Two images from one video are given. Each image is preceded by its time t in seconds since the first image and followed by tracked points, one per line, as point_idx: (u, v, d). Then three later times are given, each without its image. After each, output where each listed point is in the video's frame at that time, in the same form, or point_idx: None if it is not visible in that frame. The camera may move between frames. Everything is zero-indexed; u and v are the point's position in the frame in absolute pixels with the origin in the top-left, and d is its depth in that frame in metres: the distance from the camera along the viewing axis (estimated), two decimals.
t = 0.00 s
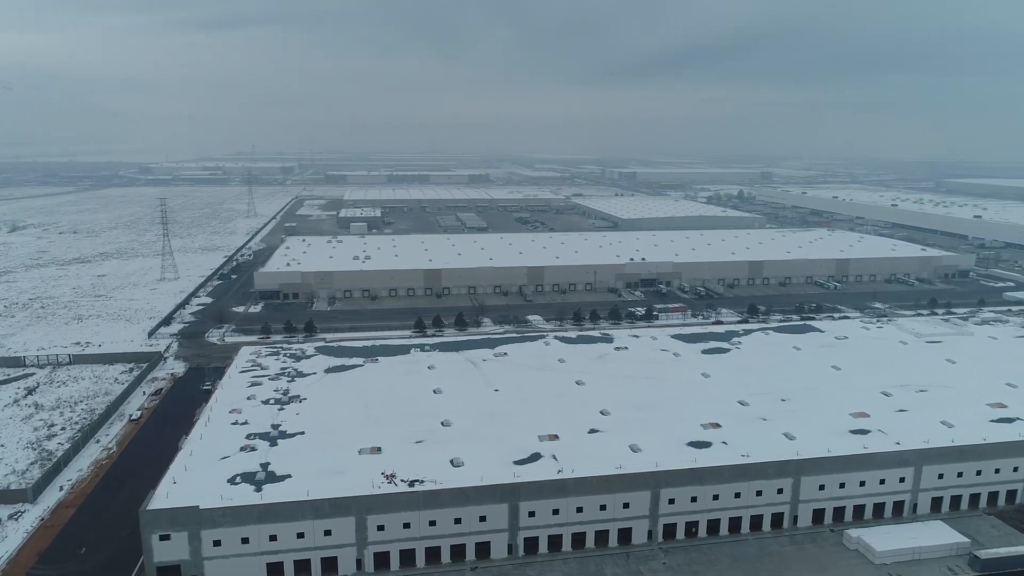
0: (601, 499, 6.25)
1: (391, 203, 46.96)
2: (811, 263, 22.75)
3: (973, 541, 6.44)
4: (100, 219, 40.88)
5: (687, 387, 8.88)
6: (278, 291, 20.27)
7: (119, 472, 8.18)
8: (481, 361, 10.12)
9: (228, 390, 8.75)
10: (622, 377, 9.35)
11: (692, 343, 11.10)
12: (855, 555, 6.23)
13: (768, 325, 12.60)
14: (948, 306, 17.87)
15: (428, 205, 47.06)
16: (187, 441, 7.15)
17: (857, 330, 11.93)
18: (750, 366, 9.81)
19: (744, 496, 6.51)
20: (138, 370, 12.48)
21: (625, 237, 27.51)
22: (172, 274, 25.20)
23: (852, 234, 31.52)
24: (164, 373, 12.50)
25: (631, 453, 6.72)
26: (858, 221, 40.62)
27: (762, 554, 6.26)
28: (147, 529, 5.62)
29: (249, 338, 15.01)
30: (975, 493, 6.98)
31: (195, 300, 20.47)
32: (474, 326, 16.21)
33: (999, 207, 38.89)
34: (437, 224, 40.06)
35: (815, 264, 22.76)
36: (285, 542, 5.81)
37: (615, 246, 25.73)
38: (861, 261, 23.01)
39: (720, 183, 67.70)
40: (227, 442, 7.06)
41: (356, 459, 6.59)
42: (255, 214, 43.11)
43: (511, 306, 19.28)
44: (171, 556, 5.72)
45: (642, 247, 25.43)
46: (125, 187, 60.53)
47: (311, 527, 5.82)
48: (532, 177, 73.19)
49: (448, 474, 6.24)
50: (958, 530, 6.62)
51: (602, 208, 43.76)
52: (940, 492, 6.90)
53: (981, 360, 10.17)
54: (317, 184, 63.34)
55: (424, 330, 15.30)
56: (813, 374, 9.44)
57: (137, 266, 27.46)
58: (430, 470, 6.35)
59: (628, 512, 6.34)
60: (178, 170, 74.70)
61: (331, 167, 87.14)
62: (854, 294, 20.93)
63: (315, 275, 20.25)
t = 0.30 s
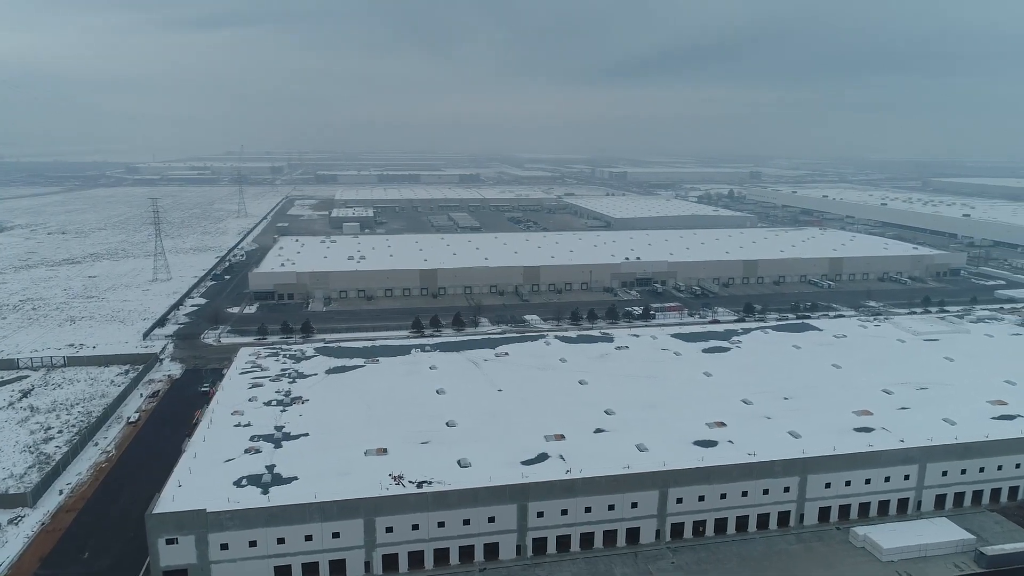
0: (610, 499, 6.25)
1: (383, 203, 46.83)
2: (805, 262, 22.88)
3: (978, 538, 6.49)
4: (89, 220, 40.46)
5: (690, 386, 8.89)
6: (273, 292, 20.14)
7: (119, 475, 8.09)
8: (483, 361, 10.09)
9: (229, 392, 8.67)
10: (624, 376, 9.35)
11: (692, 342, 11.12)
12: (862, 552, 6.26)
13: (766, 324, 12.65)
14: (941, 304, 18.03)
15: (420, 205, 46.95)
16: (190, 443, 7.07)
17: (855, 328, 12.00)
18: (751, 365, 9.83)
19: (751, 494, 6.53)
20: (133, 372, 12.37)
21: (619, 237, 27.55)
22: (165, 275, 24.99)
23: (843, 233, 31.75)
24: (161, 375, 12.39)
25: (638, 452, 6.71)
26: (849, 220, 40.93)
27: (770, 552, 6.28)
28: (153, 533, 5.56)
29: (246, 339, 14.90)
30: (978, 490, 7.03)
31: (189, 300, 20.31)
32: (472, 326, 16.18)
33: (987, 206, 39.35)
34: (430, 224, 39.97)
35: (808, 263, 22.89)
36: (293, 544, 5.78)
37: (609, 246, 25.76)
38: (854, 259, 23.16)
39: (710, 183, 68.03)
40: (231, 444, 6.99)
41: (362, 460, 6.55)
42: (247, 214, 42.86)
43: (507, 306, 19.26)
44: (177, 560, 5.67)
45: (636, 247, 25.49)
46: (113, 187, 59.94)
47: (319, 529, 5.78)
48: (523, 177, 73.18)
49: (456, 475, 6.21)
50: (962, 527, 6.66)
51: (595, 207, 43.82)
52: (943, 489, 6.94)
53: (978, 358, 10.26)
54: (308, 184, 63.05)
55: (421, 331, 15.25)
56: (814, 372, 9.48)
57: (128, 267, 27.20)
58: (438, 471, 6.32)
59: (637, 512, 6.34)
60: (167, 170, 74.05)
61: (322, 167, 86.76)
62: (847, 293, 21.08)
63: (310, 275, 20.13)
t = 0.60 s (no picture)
0: (618, 499, 6.25)
1: (375, 203, 46.65)
2: (798, 261, 23.01)
3: (982, 535, 6.54)
4: (77, 221, 40.02)
5: (693, 385, 8.91)
6: (267, 293, 20.00)
7: (120, 479, 8.01)
8: (484, 361, 10.07)
9: (230, 394, 8.59)
10: (627, 376, 9.36)
11: (693, 342, 11.15)
12: (868, 550, 6.29)
13: (764, 323, 12.70)
14: (934, 303, 18.17)
15: (412, 205, 46.83)
16: (193, 447, 7.00)
17: (852, 327, 12.07)
18: (753, 364, 9.87)
19: (758, 493, 6.54)
20: (130, 374, 12.24)
21: (612, 236, 27.58)
22: (157, 276, 24.76)
23: (835, 232, 31.96)
24: (158, 377, 12.28)
25: (645, 452, 6.71)
26: (839, 220, 41.20)
27: (777, 551, 6.31)
28: (160, 537, 5.50)
29: (242, 340, 14.79)
30: (980, 487, 7.09)
31: (182, 301, 20.14)
32: (469, 326, 16.16)
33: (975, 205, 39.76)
34: (422, 224, 39.86)
35: (802, 263, 23.02)
36: (301, 547, 5.74)
37: (603, 245, 25.79)
38: (847, 258, 23.29)
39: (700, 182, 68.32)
40: (235, 447, 6.93)
41: (368, 462, 6.51)
42: (237, 215, 42.57)
43: (504, 306, 19.24)
44: (184, 564, 5.62)
45: (631, 246, 25.53)
46: (100, 187, 59.35)
47: (328, 532, 5.74)
48: (514, 176, 73.19)
49: (464, 476, 6.18)
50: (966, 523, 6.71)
51: (587, 207, 43.85)
52: (946, 487, 6.99)
53: (976, 356, 10.35)
54: (299, 184, 62.74)
55: (419, 331, 15.20)
56: (814, 370, 9.53)
57: (119, 268, 26.92)
58: (445, 472, 6.29)
59: (645, 512, 6.34)
60: (154, 170, 73.37)
61: (312, 167, 86.31)
62: (841, 292, 21.23)
63: (305, 275, 20.01)
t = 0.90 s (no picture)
0: (627, 499, 6.25)
1: (366, 203, 46.45)
2: (792, 260, 23.13)
3: (987, 531, 6.59)
4: (65, 221, 39.59)
5: (696, 384, 8.93)
6: (262, 294, 19.87)
7: (121, 482, 7.93)
8: (486, 362, 10.04)
9: (232, 396, 8.52)
10: (629, 375, 9.36)
11: (693, 341, 11.18)
12: (875, 548, 6.33)
13: (763, 322, 12.76)
14: (928, 302, 18.29)
15: (404, 205, 46.69)
16: (197, 450, 6.93)
17: (850, 325, 12.14)
18: (754, 363, 9.91)
19: (765, 492, 6.56)
20: (126, 377, 12.12)
21: (607, 236, 27.62)
22: (149, 277, 24.53)
23: (826, 231, 32.17)
24: (155, 379, 12.17)
25: (653, 452, 6.71)
26: (829, 219, 41.46)
27: (785, 549, 6.33)
28: (168, 541, 5.45)
29: (239, 342, 14.68)
30: (983, 484, 7.14)
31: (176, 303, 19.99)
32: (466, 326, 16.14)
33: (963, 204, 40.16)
34: (415, 224, 39.74)
35: (795, 262, 23.14)
36: (310, 550, 5.70)
37: (598, 245, 25.83)
38: (840, 257, 23.42)
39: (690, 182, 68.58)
40: (240, 449, 6.87)
41: (375, 464, 6.47)
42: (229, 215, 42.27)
43: (500, 306, 19.22)
44: (192, 569, 5.56)
45: (626, 246, 25.56)
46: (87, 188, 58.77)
47: (337, 535, 5.71)
48: (505, 176, 73.16)
49: (473, 478, 6.16)
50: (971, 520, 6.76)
51: (579, 207, 43.87)
52: (950, 484, 7.04)
53: (974, 354, 10.44)
54: (290, 184, 62.43)
55: (417, 331, 15.16)
56: (816, 369, 9.57)
57: (110, 269, 26.65)
58: (454, 473, 6.26)
59: (653, 511, 6.34)
60: (142, 171, 72.72)
61: (302, 167, 85.84)
62: (834, 290, 21.35)
63: (300, 276, 19.88)
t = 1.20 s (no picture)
0: (636, 499, 6.24)
1: (358, 203, 46.24)
2: (786, 259, 23.24)
3: (992, 529, 6.63)
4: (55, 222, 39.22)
5: (699, 384, 8.93)
6: (258, 294, 19.76)
7: (123, 485, 7.86)
8: (489, 362, 10.02)
9: (234, 398, 8.45)
10: (632, 374, 9.37)
11: (694, 340, 11.20)
12: (883, 546, 6.35)
13: (762, 320, 12.80)
14: (922, 301, 18.41)
15: (396, 205, 46.56)
16: (201, 453, 6.87)
17: (848, 324, 12.21)
18: (756, 362, 9.93)
19: (772, 491, 6.58)
20: (123, 378, 12.02)
21: (602, 236, 27.64)
22: (142, 278, 24.32)
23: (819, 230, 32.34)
24: (152, 381, 12.07)
25: (660, 452, 6.71)
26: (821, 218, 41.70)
27: (793, 548, 6.34)
28: (177, 545, 5.41)
29: (236, 343, 14.58)
30: (986, 481, 7.19)
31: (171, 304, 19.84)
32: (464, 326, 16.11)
33: (953, 203, 40.45)
34: (408, 224, 39.62)
35: (790, 261, 23.25)
36: (320, 553, 5.66)
37: (593, 244, 25.85)
38: (834, 256, 23.54)
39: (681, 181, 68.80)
40: (245, 452, 6.81)
41: (383, 466, 6.44)
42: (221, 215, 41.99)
43: (497, 306, 19.21)
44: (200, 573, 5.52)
45: (621, 245, 25.61)
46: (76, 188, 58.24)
47: (346, 538, 5.68)
48: (497, 176, 73.12)
49: (482, 479, 6.13)
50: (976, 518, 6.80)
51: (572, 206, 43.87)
52: (954, 482, 7.09)
53: (972, 352, 10.52)
54: (281, 184, 62.13)
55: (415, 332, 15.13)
56: (817, 368, 9.61)
57: (102, 271, 26.41)
58: (463, 474, 6.24)
59: (662, 511, 6.35)
60: (131, 171, 72.17)
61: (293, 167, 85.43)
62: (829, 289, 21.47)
63: (296, 276, 19.77)
